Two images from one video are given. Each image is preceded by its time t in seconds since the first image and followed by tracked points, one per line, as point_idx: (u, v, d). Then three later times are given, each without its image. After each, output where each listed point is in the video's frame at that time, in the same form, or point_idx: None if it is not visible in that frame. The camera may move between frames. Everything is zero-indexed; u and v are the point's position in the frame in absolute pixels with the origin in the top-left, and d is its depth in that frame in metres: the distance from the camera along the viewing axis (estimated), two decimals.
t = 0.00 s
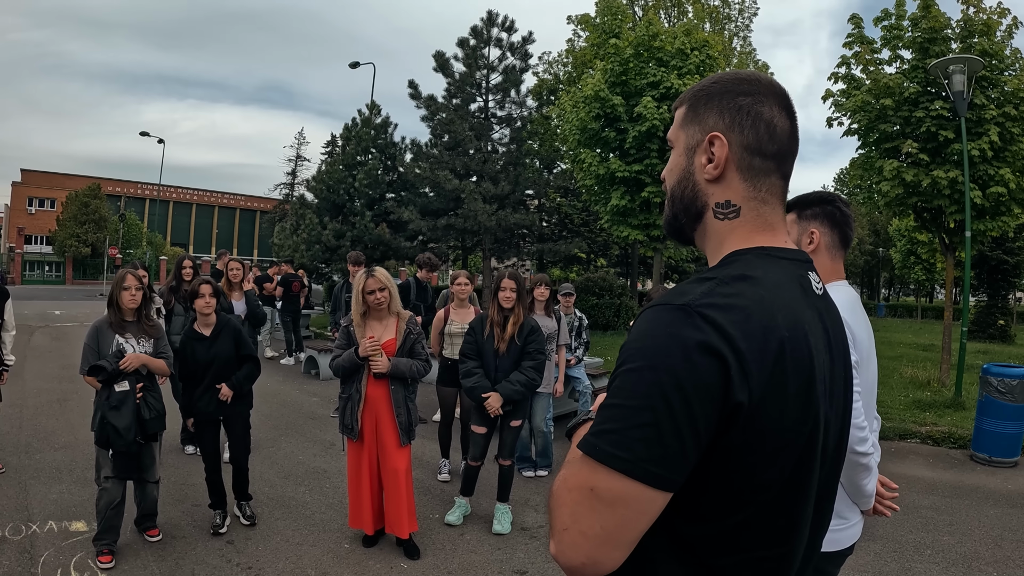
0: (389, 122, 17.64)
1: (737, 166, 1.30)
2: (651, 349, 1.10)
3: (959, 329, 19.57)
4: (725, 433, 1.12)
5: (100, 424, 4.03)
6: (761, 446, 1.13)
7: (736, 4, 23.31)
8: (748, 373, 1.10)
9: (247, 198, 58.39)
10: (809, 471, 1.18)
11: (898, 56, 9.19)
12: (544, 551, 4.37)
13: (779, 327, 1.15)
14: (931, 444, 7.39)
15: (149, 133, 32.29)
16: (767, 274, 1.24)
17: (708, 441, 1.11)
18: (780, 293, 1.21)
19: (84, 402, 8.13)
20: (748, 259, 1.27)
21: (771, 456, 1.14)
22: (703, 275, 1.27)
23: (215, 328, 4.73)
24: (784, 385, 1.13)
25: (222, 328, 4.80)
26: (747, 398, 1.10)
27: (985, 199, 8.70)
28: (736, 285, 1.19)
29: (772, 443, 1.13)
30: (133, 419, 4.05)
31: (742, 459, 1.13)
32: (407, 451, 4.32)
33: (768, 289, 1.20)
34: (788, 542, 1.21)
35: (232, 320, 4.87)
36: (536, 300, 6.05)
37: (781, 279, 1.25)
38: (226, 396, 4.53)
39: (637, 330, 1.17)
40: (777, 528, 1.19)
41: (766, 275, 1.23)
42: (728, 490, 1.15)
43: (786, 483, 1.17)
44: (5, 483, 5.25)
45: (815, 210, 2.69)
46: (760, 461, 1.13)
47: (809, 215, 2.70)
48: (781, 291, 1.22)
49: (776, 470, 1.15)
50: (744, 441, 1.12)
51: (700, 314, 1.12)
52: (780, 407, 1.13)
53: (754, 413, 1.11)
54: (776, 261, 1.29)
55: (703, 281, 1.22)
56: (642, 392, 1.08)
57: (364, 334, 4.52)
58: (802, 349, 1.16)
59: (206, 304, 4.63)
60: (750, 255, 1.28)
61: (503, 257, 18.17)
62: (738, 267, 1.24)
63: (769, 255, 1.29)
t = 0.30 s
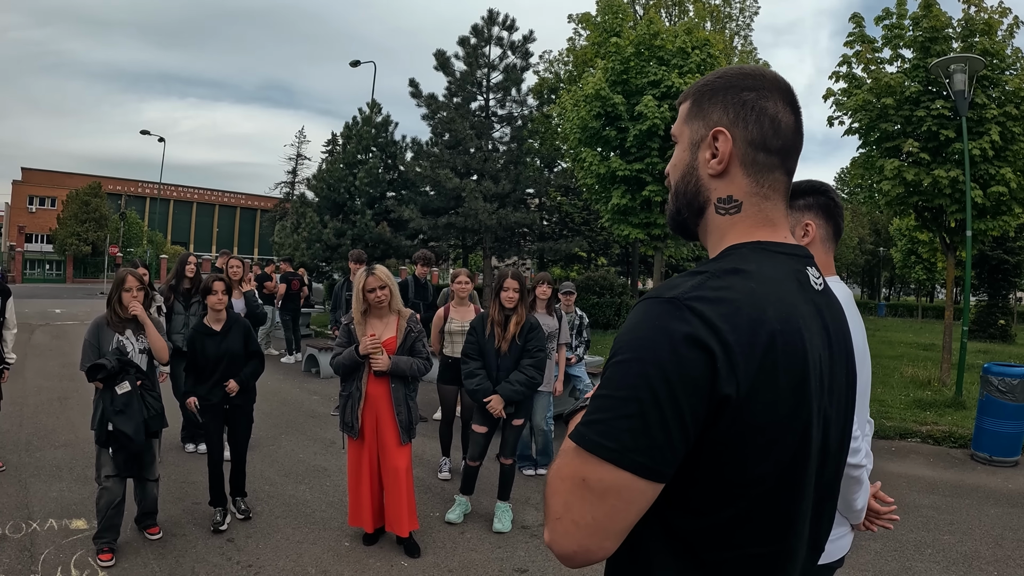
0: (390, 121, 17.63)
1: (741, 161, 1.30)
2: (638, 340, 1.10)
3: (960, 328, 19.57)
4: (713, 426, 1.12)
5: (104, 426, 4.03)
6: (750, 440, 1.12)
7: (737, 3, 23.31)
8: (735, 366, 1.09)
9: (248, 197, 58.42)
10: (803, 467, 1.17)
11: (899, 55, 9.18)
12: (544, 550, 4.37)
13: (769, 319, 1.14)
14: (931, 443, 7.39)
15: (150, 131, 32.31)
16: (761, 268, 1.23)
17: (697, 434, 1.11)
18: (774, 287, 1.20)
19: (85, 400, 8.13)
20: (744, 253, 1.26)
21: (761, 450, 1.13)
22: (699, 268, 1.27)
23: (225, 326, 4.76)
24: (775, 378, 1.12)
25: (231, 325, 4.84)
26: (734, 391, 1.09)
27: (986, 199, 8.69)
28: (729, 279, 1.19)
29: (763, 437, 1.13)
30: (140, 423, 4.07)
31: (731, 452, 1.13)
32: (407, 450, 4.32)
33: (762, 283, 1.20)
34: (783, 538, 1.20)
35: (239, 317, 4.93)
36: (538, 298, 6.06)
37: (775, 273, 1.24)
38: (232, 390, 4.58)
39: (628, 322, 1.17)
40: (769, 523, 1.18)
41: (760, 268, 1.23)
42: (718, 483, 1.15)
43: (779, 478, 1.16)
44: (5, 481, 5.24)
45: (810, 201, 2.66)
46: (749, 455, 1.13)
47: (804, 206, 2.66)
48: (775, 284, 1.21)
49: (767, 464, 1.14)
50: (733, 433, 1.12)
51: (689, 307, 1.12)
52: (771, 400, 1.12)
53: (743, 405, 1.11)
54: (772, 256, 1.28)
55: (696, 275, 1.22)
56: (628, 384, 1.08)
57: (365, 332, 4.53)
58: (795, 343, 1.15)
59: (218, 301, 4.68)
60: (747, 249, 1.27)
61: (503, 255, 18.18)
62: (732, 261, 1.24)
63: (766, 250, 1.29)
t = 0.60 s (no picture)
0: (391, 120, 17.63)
1: (744, 162, 1.30)
2: (647, 339, 1.11)
3: (961, 327, 19.58)
4: (719, 423, 1.13)
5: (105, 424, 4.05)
6: (755, 437, 1.13)
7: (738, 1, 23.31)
8: (741, 364, 1.10)
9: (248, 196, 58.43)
10: (805, 464, 1.18)
11: (899, 55, 9.18)
12: (545, 547, 4.38)
13: (774, 318, 1.15)
14: (931, 442, 7.41)
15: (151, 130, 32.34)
16: (765, 267, 1.24)
17: (703, 432, 1.12)
18: (778, 285, 1.21)
19: (87, 398, 8.15)
20: (747, 253, 1.27)
21: (765, 447, 1.14)
22: (703, 268, 1.28)
23: (234, 322, 4.89)
24: (779, 376, 1.13)
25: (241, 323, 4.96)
26: (741, 389, 1.10)
27: (986, 198, 8.71)
28: (733, 278, 1.20)
29: (768, 433, 1.14)
30: (139, 422, 4.07)
31: (737, 450, 1.14)
32: (410, 448, 4.33)
33: (766, 282, 1.21)
34: (786, 536, 1.21)
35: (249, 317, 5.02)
36: (539, 297, 6.08)
37: (778, 272, 1.25)
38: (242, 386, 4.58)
39: (635, 322, 1.18)
40: (772, 520, 1.19)
41: (762, 268, 1.24)
42: (721, 480, 1.16)
43: (782, 476, 1.17)
44: (8, 479, 5.26)
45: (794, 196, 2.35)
46: (753, 453, 1.14)
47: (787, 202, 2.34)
48: (778, 283, 1.22)
49: (770, 460, 1.15)
50: (739, 430, 1.13)
51: (695, 306, 1.13)
52: (775, 397, 1.13)
53: (748, 402, 1.11)
54: (775, 256, 1.29)
55: (701, 275, 1.23)
56: (637, 383, 1.09)
57: (368, 331, 4.53)
58: (799, 341, 1.16)
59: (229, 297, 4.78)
60: (749, 249, 1.29)
61: (504, 254, 18.19)
62: (735, 261, 1.25)
63: (769, 250, 1.30)
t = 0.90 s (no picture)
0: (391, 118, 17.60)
1: (751, 155, 1.29)
2: (673, 338, 1.09)
3: (961, 325, 19.55)
4: (746, 421, 1.12)
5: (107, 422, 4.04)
6: (780, 434, 1.12)
7: None
8: (768, 361, 1.09)
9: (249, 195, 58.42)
10: (826, 460, 1.18)
11: (901, 52, 9.17)
12: (548, 545, 4.37)
13: (797, 315, 1.14)
14: (932, 440, 7.41)
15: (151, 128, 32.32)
16: (783, 262, 1.23)
17: (730, 430, 1.11)
18: (798, 282, 1.21)
19: (87, 397, 8.14)
20: (763, 249, 1.26)
21: (788, 445, 1.14)
22: (720, 265, 1.27)
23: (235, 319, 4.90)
24: (803, 372, 1.13)
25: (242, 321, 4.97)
26: (767, 386, 1.09)
27: (987, 196, 8.68)
28: (754, 274, 1.19)
29: (792, 430, 1.13)
30: (142, 420, 4.04)
31: (762, 448, 1.13)
32: (413, 446, 4.32)
33: (786, 278, 1.20)
34: (806, 532, 1.21)
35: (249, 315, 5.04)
36: (540, 295, 6.07)
37: (797, 268, 1.24)
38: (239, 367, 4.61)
39: (657, 321, 1.16)
40: (793, 517, 1.19)
41: (782, 264, 1.23)
42: (745, 479, 1.15)
43: (804, 472, 1.17)
44: (9, 478, 5.25)
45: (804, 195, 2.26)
46: (779, 450, 1.13)
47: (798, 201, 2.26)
48: (799, 280, 1.21)
49: (794, 457, 1.15)
50: (766, 427, 1.12)
51: (719, 303, 1.12)
52: (799, 394, 1.13)
53: (774, 400, 1.11)
54: (791, 251, 1.28)
55: (720, 272, 1.22)
56: (663, 384, 1.08)
57: (371, 329, 4.52)
58: (823, 337, 1.15)
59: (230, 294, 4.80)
60: (765, 244, 1.28)
61: (505, 252, 18.17)
62: (753, 257, 1.24)
63: (785, 245, 1.29)
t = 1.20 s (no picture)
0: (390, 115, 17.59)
1: (733, 154, 1.29)
2: (662, 340, 1.10)
3: (960, 323, 19.53)
4: (737, 424, 1.11)
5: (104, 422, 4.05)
6: (772, 435, 1.12)
7: None
8: (758, 362, 1.09)
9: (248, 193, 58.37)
10: (821, 459, 1.18)
11: (901, 50, 9.16)
12: (547, 542, 4.37)
13: (786, 315, 1.14)
14: (931, 438, 7.41)
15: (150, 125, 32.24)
16: (773, 261, 1.23)
17: (721, 434, 1.11)
18: (789, 282, 1.20)
19: (86, 395, 8.14)
20: (752, 247, 1.26)
21: (782, 446, 1.14)
22: (708, 266, 1.26)
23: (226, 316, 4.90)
24: (794, 373, 1.12)
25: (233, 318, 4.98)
26: (758, 388, 1.09)
27: (986, 194, 8.68)
28: (742, 274, 1.18)
29: (784, 431, 1.13)
30: (138, 419, 4.04)
31: (754, 449, 1.13)
32: (410, 444, 4.32)
33: (777, 277, 1.19)
34: (799, 533, 1.21)
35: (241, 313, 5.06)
36: (537, 292, 6.07)
37: (789, 268, 1.23)
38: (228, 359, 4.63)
39: (646, 322, 1.16)
40: (786, 518, 1.19)
41: (772, 262, 1.22)
42: (737, 481, 1.15)
43: (798, 473, 1.17)
44: (7, 476, 5.25)
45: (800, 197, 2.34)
46: (771, 452, 1.13)
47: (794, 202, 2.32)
48: (791, 280, 1.20)
49: (787, 458, 1.14)
50: (757, 429, 1.12)
51: (708, 305, 1.11)
52: (791, 395, 1.13)
53: (765, 401, 1.10)
54: (779, 250, 1.27)
55: (709, 272, 1.21)
56: (652, 386, 1.08)
57: (368, 326, 4.52)
58: (815, 337, 1.15)
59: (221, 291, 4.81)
60: (753, 243, 1.27)
61: (504, 249, 18.14)
62: (742, 256, 1.24)
63: (773, 244, 1.28)
